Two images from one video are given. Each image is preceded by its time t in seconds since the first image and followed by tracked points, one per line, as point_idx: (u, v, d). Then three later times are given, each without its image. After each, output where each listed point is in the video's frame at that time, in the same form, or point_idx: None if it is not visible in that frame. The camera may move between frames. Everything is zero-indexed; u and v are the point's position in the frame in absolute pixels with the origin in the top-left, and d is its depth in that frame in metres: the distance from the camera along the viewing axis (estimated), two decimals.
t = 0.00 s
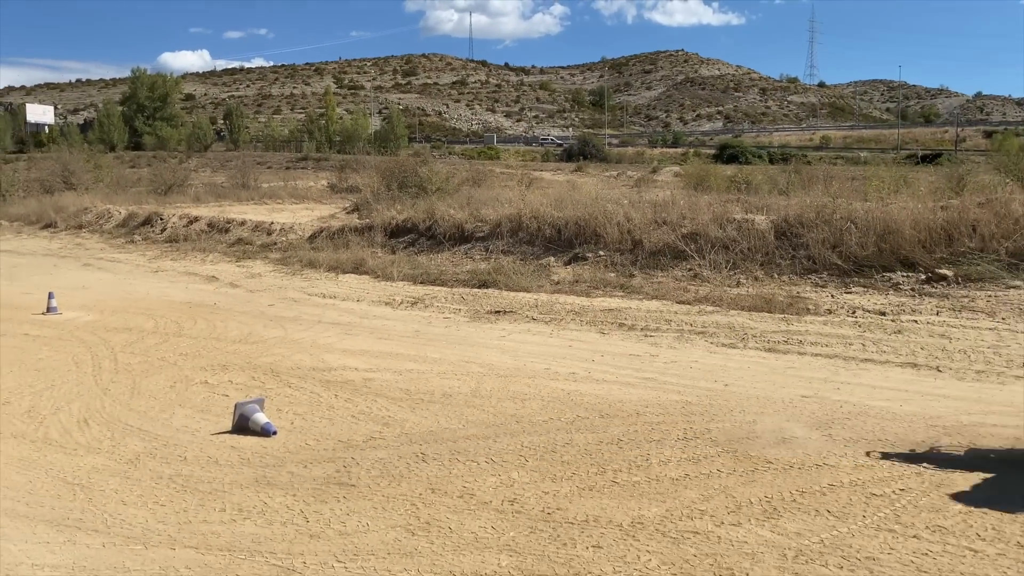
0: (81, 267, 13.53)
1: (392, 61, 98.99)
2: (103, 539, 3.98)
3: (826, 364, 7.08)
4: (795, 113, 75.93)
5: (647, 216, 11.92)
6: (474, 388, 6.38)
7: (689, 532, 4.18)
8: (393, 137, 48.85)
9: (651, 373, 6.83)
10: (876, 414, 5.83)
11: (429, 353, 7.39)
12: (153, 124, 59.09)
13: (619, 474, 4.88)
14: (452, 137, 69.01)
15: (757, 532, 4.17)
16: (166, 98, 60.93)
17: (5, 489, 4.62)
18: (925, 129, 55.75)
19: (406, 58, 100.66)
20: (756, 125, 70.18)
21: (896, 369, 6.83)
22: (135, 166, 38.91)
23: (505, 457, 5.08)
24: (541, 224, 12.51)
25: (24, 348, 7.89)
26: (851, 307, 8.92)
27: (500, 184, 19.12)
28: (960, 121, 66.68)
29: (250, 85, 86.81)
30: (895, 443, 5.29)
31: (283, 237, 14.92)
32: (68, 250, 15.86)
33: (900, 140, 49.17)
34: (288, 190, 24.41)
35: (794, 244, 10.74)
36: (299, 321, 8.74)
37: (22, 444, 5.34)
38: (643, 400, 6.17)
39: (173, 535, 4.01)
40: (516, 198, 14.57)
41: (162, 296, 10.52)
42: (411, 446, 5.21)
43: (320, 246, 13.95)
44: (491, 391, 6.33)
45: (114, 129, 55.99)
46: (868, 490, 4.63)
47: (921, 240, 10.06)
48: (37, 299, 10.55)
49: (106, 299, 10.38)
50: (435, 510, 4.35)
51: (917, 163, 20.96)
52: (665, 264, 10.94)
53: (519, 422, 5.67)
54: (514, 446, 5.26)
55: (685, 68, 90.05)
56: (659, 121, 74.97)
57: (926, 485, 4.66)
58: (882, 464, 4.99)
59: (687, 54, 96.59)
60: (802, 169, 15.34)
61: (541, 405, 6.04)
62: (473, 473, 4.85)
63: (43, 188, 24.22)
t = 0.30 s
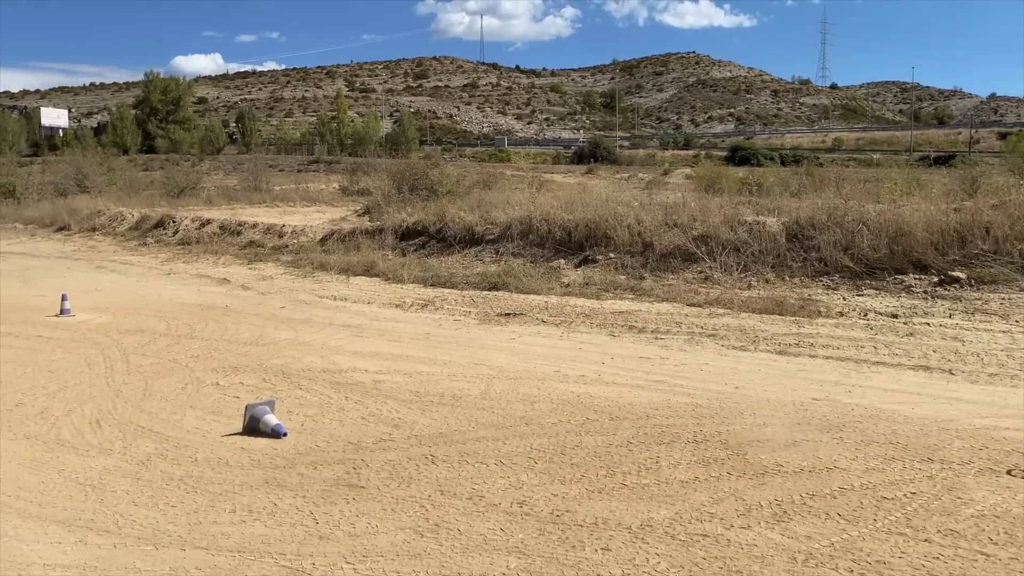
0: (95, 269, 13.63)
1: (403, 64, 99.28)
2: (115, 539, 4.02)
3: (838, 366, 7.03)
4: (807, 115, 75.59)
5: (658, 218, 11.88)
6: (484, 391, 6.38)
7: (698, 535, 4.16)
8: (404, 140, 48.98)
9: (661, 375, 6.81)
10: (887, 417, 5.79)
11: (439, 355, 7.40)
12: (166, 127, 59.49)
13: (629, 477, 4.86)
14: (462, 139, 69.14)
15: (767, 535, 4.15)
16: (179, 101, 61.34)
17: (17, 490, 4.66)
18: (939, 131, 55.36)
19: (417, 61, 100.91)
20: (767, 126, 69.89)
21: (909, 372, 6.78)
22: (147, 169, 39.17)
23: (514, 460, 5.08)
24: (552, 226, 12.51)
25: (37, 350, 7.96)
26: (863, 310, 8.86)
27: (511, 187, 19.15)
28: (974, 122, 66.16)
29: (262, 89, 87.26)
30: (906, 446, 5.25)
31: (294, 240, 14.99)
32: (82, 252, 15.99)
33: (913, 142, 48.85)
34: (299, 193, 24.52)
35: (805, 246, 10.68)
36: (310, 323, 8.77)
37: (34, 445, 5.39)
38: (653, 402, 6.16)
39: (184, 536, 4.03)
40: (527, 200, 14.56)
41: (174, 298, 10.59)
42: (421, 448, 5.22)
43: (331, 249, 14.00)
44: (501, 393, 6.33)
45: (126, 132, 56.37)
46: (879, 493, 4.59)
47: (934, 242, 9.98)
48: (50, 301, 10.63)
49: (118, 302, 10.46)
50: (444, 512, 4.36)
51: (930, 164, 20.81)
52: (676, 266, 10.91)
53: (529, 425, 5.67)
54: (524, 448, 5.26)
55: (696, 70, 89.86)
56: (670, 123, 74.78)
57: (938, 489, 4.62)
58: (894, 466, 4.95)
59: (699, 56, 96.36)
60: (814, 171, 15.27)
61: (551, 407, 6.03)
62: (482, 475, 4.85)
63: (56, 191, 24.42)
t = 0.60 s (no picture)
0: (108, 271, 13.75)
1: (413, 65, 99.48)
2: (128, 540, 4.06)
3: (850, 366, 7.00)
4: (819, 114, 75.17)
5: (669, 218, 11.86)
6: (496, 392, 6.39)
7: (710, 535, 4.16)
8: (415, 141, 49.11)
9: (672, 375, 6.80)
10: (900, 417, 5.75)
11: (450, 356, 7.42)
12: (178, 129, 59.88)
13: (640, 478, 4.86)
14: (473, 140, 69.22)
15: (779, 535, 4.14)
16: (191, 104, 61.76)
17: (33, 490, 4.72)
18: (953, 129, 54.94)
19: (427, 62, 101.14)
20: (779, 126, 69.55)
21: (922, 372, 6.73)
22: (160, 172, 39.46)
23: (526, 460, 5.09)
24: (562, 227, 12.51)
25: (52, 352, 8.03)
26: (875, 310, 8.80)
27: (521, 187, 19.16)
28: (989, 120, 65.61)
29: (274, 91, 87.69)
30: (919, 446, 5.22)
31: (306, 241, 15.07)
32: (96, 255, 16.13)
33: (926, 141, 48.50)
34: (310, 195, 24.63)
35: (817, 246, 10.63)
36: (322, 324, 8.82)
37: (50, 446, 5.45)
38: (664, 403, 6.15)
39: (197, 537, 4.07)
40: (537, 201, 14.57)
41: (186, 300, 10.67)
42: (433, 449, 5.23)
43: (342, 250, 14.07)
44: (512, 393, 6.34)
45: (139, 134, 56.76)
46: (891, 494, 4.57)
47: (947, 241, 9.92)
48: (65, 304, 10.74)
49: (131, 303, 10.55)
50: (455, 512, 4.37)
51: (944, 163, 20.65)
52: (686, 267, 10.88)
53: (540, 425, 5.67)
54: (535, 449, 5.27)
55: (707, 69, 89.58)
56: (680, 123, 74.55)
57: (951, 489, 4.58)
58: (908, 467, 4.91)
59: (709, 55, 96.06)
60: (826, 171, 15.18)
61: (562, 408, 6.03)
62: (493, 475, 4.86)
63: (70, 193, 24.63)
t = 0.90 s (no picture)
0: (122, 273, 13.86)
1: (423, 65, 99.56)
2: (144, 539, 4.10)
3: (863, 363, 6.96)
4: (832, 109, 74.66)
5: (680, 215, 11.82)
6: (508, 391, 6.38)
7: (722, 533, 4.15)
8: (426, 140, 49.21)
9: (684, 373, 6.79)
10: (914, 414, 5.72)
11: (462, 355, 7.44)
12: (191, 131, 60.27)
13: (653, 476, 4.86)
14: (484, 139, 69.27)
15: (792, 533, 4.13)
16: (204, 105, 62.16)
17: (50, 491, 4.79)
18: (968, 123, 54.42)
19: (438, 61, 101.31)
20: (792, 121, 69.09)
21: (936, 368, 6.68)
22: (174, 173, 39.77)
23: (538, 459, 5.10)
24: (573, 224, 12.50)
25: (67, 353, 8.12)
26: (889, 306, 8.74)
27: (533, 185, 19.20)
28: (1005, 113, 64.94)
29: (286, 91, 88.12)
30: (934, 443, 5.19)
31: (319, 241, 15.15)
32: (111, 256, 16.28)
33: (940, 135, 48.10)
34: (323, 195, 24.75)
35: (830, 242, 10.57)
36: (334, 324, 8.87)
37: (66, 446, 5.52)
38: (677, 401, 6.14)
39: (212, 536, 4.11)
40: (549, 199, 14.58)
41: (200, 300, 10.76)
42: (446, 448, 5.25)
43: (354, 250, 14.14)
44: (524, 392, 6.36)
45: (152, 136, 57.16)
46: (905, 491, 4.54)
47: (961, 236, 9.84)
48: (79, 305, 10.84)
49: (145, 305, 10.64)
50: (468, 511, 4.39)
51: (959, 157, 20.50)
52: (698, 264, 10.85)
53: (552, 424, 5.68)
54: (547, 447, 5.28)
55: (719, 65, 89.17)
56: (693, 119, 74.19)
57: (966, 487, 4.55)
58: (923, 464, 4.88)
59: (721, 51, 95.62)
60: (839, 166, 15.09)
61: (574, 406, 6.04)
62: (504, 474, 4.88)
63: (84, 195, 24.87)
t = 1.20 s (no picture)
0: (139, 270, 13.98)
1: (437, 60, 99.55)
2: (161, 535, 4.15)
3: (881, 357, 6.89)
4: (850, 100, 73.94)
5: (695, 209, 11.76)
6: (522, 387, 6.38)
7: (738, 529, 4.13)
8: (440, 136, 49.24)
9: (700, 368, 6.76)
10: (932, 408, 5.66)
11: (476, 350, 7.46)
12: (206, 128, 60.67)
13: (667, 471, 4.84)
14: (498, 134, 69.23)
15: (808, 529, 4.11)
16: (219, 102, 62.54)
17: (69, 487, 4.85)
18: (988, 114, 53.70)
19: (451, 57, 101.28)
20: (808, 114, 68.40)
21: (954, 362, 6.60)
22: (190, 170, 40.09)
23: (553, 454, 5.10)
24: (587, 219, 12.46)
25: (86, 350, 8.20)
26: (907, 299, 8.65)
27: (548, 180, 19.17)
28: None
29: (300, 88, 88.49)
30: (952, 438, 5.13)
31: (334, 237, 15.22)
32: (128, 254, 16.43)
33: (959, 127, 47.52)
34: (337, 191, 24.85)
35: (847, 235, 10.47)
36: (349, 320, 8.91)
37: (85, 443, 5.59)
38: (692, 396, 6.12)
39: (228, 532, 4.15)
40: (563, 193, 14.56)
41: (217, 297, 10.84)
42: (460, 443, 5.27)
43: (369, 246, 14.19)
44: (539, 387, 6.37)
45: (168, 134, 57.60)
46: (922, 486, 4.50)
47: (980, 228, 9.71)
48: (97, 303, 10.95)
49: (162, 302, 10.73)
50: (483, 506, 4.40)
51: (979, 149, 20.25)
52: (713, 258, 10.79)
53: (567, 419, 5.68)
54: (561, 443, 5.28)
55: (734, 57, 88.52)
56: (708, 112, 73.66)
57: (984, 482, 4.50)
58: (941, 460, 4.83)
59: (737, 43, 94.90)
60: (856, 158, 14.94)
61: (588, 401, 6.03)
62: (519, 469, 4.89)
63: (102, 193, 25.11)
